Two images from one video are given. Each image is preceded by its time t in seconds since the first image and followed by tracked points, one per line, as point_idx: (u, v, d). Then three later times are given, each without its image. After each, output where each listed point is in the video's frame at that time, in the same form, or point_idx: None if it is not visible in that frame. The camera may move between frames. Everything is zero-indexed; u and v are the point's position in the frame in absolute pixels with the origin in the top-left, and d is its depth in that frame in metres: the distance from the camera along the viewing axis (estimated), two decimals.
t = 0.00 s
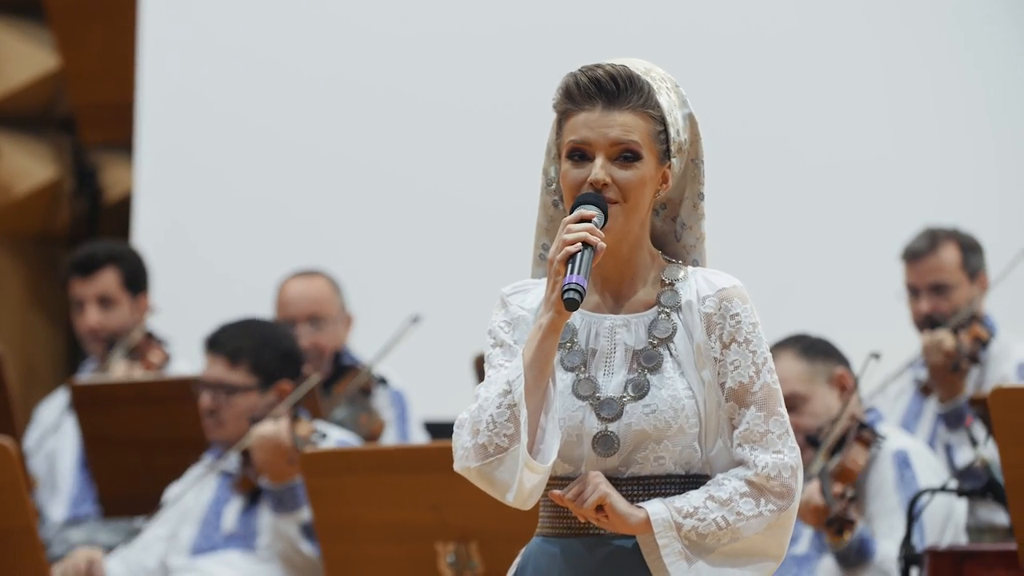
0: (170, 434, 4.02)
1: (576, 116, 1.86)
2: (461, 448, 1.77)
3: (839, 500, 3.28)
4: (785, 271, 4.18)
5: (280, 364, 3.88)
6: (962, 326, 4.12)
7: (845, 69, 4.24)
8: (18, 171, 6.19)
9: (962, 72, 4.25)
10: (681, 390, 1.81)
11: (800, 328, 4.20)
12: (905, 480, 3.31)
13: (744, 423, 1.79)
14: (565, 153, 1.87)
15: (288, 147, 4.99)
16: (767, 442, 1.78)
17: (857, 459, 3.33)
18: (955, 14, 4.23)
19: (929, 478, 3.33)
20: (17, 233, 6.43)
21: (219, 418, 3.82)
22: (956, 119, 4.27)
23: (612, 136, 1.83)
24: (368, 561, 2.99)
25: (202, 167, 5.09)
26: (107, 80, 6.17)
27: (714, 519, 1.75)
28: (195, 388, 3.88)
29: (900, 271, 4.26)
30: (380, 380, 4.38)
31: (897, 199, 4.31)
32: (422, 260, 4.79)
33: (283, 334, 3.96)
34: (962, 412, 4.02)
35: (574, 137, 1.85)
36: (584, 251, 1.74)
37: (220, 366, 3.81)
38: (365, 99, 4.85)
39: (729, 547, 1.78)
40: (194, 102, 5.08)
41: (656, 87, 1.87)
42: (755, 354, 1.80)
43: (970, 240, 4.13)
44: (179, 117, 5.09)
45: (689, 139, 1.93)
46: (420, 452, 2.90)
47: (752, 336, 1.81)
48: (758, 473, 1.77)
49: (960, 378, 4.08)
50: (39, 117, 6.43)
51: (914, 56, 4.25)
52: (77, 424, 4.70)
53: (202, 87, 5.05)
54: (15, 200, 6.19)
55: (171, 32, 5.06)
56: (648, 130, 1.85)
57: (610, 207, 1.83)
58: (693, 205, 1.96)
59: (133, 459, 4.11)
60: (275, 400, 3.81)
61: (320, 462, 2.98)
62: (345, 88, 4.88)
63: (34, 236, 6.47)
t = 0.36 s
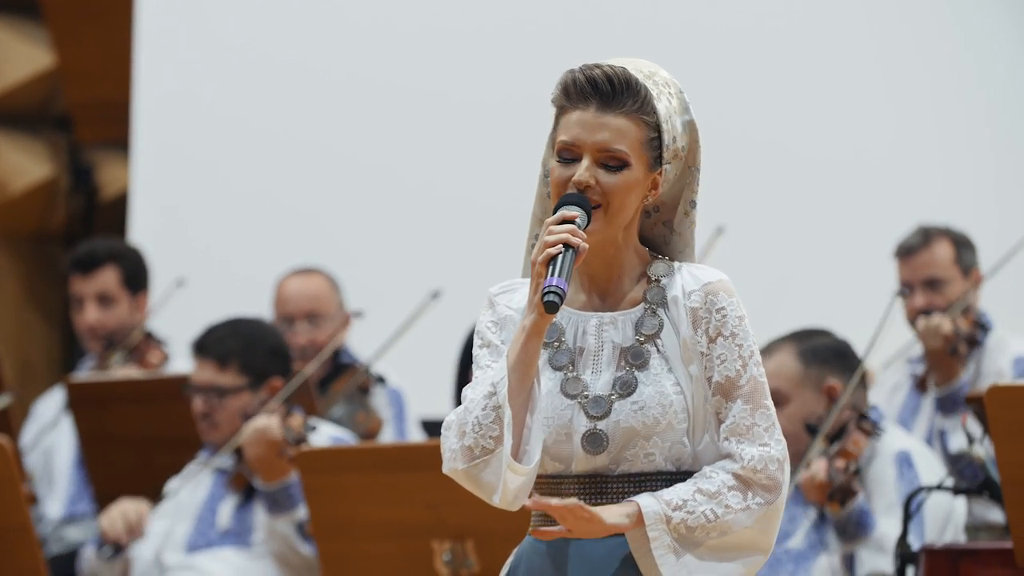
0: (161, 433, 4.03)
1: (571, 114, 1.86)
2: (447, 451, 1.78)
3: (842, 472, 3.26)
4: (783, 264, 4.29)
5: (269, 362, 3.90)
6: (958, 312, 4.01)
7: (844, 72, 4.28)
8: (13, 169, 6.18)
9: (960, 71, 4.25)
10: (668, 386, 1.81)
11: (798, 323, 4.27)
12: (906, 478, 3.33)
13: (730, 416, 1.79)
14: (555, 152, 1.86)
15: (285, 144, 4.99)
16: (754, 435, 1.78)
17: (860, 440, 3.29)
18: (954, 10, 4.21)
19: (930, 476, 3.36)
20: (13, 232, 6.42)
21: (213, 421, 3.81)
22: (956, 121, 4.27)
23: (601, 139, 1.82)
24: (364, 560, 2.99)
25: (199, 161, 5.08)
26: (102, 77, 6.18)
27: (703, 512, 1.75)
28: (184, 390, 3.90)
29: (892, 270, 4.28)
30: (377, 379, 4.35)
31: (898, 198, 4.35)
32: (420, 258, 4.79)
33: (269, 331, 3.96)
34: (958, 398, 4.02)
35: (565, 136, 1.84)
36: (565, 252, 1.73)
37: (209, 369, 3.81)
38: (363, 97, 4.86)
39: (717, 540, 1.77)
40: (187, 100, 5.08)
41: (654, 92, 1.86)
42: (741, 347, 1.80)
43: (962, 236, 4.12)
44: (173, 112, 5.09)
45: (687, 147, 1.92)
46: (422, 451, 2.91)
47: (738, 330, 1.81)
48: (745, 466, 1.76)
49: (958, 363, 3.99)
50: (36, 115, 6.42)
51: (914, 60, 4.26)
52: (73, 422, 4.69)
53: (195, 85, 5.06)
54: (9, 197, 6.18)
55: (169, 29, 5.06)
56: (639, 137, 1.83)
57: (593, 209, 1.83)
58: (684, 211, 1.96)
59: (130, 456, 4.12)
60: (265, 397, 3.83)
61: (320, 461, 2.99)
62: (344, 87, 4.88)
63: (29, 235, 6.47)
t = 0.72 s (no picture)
0: (160, 431, 4.04)
1: (571, 113, 1.86)
2: (437, 453, 1.82)
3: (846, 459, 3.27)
4: (779, 262, 4.29)
5: (264, 360, 3.89)
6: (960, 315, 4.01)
7: (843, 67, 4.28)
8: (9, 166, 6.21)
9: (959, 72, 4.28)
10: (659, 384, 1.81)
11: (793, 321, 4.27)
12: (903, 470, 3.29)
13: (721, 411, 1.79)
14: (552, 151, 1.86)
15: (284, 139, 4.99)
16: (750, 434, 1.77)
17: (861, 430, 3.34)
18: (952, 8, 4.26)
19: (926, 472, 3.34)
20: (10, 228, 6.43)
21: (208, 419, 3.82)
22: (956, 122, 4.29)
23: (597, 143, 1.81)
24: (360, 557, 2.99)
25: (198, 157, 5.08)
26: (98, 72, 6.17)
27: (712, 510, 1.73)
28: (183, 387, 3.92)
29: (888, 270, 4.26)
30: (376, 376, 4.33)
31: (897, 195, 4.33)
32: (418, 254, 4.78)
33: (268, 329, 3.97)
34: (957, 399, 3.99)
35: (564, 135, 1.84)
36: (551, 257, 1.74)
37: (203, 367, 3.81)
38: (363, 92, 4.85)
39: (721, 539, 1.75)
40: (185, 96, 5.08)
41: (657, 99, 1.85)
42: (733, 346, 1.79)
43: (957, 234, 4.11)
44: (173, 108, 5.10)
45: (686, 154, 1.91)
46: (421, 448, 2.92)
47: (730, 329, 1.81)
48: (744, 467, 1.75)
49: (959, 367, 3.97)
50: (33, 111, 6.41)
51: (914, 61, 4.28)
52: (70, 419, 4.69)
53: (194, 81, 5.06)
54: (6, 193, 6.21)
55: (167, 24, 5.06)
56: (637, 145, 1.83)
57: (582, 212, 1.82)
58: (678, 216, 1.95)
59: (126, 452, 4.13)
60: (262, 395, 3.84)
61: (319, 456, 2.98)
62: (343, 83, 4.88)
63: (24, 231, 6.47)
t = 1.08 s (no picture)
0: (156, 427, 4.03)
1: (568, 101, 1.87)
2: (437, 436, 1.83)
3: (843, 449, 3.22)
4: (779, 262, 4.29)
5: (265, 359, 3.90)
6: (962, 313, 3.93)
7: (845, 69, 4.30)
8: (8, 165, 6.22)
9: (959, 71, 4.28)
10: (660, 379, 1.82)
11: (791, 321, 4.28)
12: (900, 468, 3.30)
13: (725, 407, 1.77)
14: (551, 139, 1.87)
15: (282, 138, 4.98)
16: (762, 427, 1.77)
17: (859, 426, 3.31)
18: (953, 8, 4.27)
19: (923, 469, 3.33)
20: (8, 227, 6.43)
21: (207, 418, 3.81)
22: (955, 122, 4.29)
23: (597, 125, 1.83)
24: (360, 556, 2.99)
25: (197, 155, 5.07)
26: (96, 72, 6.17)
27: (752, 511, 1.72)
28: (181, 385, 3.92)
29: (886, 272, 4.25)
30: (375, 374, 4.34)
31: (897, 194, 4.32)
32: (418, 252, 4.78)
33: (268, 328, 3.98)
34: (953, 395, 4.01)
35: (562, 122, 1.85)
36: (554, 235, 1.74)
37: (203, 366, 3.80)
38: (363, 91, 4.85)
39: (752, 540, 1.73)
40: (181, 93, 5.07)
41: (651, 85, 1.87)
42: (738, 342, 1.80)
43: (953, 235, 4.09)
44: (172, 107, 5.08)
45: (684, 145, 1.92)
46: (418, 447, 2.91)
47: (735, 325, 1.81)
48: (764, 459, 1.74)
49: (955, 364, 3.97)
50: (32, 110, 6.39)
51: (913, 61, 4.29)
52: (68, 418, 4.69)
53: (193, 78, 5.05)
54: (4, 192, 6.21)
55: (167, 21, 5.06)
56: (636, 127, 1.85)
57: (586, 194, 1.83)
58: (680, 211, 1.95)
59: (124, 451, 4.12)
60: (261, 394, 3.85)
61: (317, 456, 2.97)
62: (343, 81, 4.87)
63: (23, 229, 6.46)
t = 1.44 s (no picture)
0: (157, 425, 4.03)
1: (561, 102, 1.93)
2: (444, 425, 1.85)
3: (843, 448, 3.23)
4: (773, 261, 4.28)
5: (266, 358, 3.90)
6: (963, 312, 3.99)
7: (843, 68, 4.28)
8: (7, 164, 6.21)
9: (959, 70, 4.30)
10: (665, 379, 1.85)
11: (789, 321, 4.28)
12: (898, 466, 3.30)
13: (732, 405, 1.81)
14: (548, 140, 1.91)
15: (281, 138, 4.98)
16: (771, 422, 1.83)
17: (857, 426, 3.32)
18: (953, 7, 4.29)
19: (920, 468, 3.34)
20: (6, 227, 6.43)
21: (209, 418, 3.80)
22: (956, 123, 4.31)
23: (594, 118, 1.89)
24: (359, 556, 2.99)
25: (195, 155, 5.06)
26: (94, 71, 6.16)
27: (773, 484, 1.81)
28: (180, 385, 3.92)
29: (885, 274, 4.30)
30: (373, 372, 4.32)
31: (897, 194, 4.35)
32: (416, 252, 4.78)
33: (265, 328, 3.96)
34: (953, 398, 4.02)
35: (558, 121, 1.90)
36: (561, 221, 1.78)
37: (205, 366, 3.81)
38: (361, 91, 4.84)
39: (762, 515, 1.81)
40: (179, 93, 5.06)
41: (639, 79, 1.95)
42: (745, 342, 1.84)
43: (953, 235, 4.13)
44: (172, 108, 5.07)
45: (676, 143, 1.99)
46: (417, 446, 2.90)
47: (742, 325, 1.85)
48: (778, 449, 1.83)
49: (955, 364, 4.00)
50: (29, 110, 6.39)
51: (913, 60, 4.29)
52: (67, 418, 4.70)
53: (192, 78, 5.05)
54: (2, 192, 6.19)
55: (165, 20, 5.05)
56: (631, 118, 1.91)
57: (590, 185, 1.87)
58: (679, 210, 2.01)
59: (122, 450, 4.12)
60: (263, 393, 3.83)
61: (316, 455, 2.96)
62: (342, 81, 4.86)
63: (21, 229, 6.46)
